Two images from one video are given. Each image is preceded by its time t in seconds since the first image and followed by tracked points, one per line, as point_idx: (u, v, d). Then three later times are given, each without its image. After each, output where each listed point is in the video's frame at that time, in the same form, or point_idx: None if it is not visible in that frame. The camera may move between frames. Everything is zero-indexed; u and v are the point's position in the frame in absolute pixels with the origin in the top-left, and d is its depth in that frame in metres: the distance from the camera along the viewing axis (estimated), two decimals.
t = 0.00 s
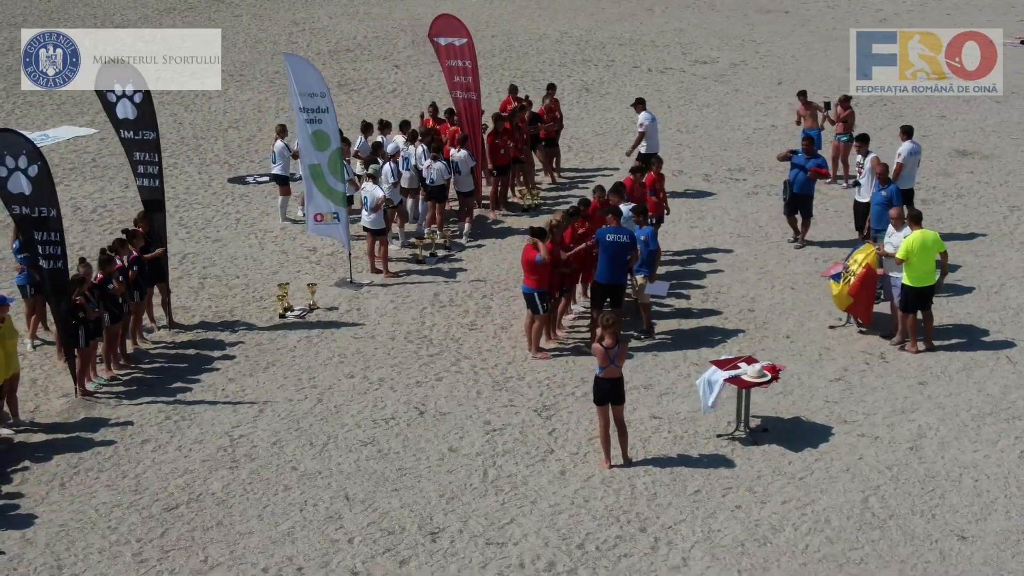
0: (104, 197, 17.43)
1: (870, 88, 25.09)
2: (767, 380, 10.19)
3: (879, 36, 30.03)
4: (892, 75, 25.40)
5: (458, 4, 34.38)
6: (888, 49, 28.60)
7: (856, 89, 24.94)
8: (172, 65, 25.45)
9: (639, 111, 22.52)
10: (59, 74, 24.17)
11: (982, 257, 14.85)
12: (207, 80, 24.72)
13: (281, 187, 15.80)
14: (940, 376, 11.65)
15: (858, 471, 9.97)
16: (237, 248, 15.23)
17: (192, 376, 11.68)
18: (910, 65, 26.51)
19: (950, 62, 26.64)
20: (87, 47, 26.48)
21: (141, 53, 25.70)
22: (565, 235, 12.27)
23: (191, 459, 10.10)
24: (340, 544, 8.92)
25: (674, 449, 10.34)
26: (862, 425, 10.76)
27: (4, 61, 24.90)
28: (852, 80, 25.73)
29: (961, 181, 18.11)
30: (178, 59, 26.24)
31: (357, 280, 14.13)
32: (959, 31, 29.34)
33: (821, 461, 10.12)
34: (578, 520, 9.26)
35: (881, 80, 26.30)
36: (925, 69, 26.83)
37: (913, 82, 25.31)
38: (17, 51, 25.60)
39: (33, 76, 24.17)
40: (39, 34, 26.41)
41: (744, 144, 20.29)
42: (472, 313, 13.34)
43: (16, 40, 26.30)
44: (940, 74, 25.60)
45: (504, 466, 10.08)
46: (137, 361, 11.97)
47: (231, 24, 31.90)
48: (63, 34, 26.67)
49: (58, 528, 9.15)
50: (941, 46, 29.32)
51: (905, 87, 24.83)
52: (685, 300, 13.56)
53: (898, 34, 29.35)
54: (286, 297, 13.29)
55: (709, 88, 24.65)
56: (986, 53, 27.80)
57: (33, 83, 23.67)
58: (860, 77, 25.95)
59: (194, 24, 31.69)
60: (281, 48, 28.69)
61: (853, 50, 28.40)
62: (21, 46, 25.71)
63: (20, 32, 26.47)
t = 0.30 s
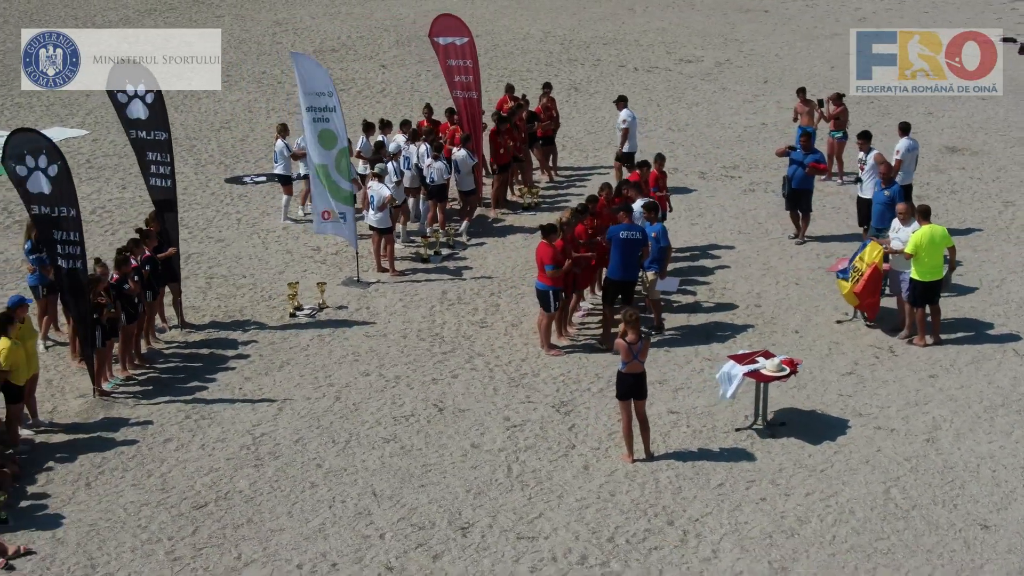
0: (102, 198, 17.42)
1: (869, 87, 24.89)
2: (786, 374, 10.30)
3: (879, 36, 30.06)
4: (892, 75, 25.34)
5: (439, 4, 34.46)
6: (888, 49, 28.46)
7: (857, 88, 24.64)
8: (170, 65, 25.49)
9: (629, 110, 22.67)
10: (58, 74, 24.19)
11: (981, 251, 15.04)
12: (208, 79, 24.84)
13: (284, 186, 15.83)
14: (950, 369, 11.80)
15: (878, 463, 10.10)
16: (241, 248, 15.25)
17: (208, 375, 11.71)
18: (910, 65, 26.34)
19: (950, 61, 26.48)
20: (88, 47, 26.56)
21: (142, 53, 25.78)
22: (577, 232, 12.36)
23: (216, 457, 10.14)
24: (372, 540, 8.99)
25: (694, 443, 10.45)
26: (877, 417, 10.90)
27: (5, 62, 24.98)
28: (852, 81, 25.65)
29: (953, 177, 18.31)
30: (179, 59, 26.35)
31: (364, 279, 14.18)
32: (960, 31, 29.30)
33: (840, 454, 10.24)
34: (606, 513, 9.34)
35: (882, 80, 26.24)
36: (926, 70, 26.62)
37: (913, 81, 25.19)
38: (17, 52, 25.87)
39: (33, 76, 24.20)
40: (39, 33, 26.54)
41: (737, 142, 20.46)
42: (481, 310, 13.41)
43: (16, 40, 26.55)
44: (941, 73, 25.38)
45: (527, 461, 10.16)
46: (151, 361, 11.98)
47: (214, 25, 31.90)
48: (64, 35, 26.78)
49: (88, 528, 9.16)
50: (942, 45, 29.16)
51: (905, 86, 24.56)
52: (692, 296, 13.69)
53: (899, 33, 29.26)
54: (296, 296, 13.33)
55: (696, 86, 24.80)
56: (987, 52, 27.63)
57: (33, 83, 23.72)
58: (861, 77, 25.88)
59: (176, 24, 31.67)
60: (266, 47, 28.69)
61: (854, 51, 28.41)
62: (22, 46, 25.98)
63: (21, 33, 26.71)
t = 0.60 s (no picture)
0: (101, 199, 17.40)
1: (869, 87, 24.68)
2: (806, 368, 10.41)
3: (879, 36, 30.29)
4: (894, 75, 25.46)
5: (421, 4, 34.53)
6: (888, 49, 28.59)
7: (857, 87, 24.39)
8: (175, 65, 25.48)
9: (619, 110, 22.82)
10: (59, 74, 24.26)
11: (979, 246, 15.25)
12: (209, 79, 24.90)
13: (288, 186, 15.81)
14: (961, 362, 11.95)
15: (898, 455, 10.23)
16: (246, 248, 15.26)
17: (225, 374, 11.73)
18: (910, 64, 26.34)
19: (950, 62, 26.67)
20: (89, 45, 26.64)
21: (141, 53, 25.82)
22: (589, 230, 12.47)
23: (241, 455, 10.18)
24: (405, 536, 9.06)
25: (715, 437, 10.56)
26: (892, 410, 11.03)
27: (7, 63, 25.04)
28: (853, 82, 25.58)
29: (946, 174, 18.52)
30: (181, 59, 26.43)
31: (372, 279, 14.23)
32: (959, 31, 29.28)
33: (859, 446, 10.37)
34: (634, 507, 9.43)
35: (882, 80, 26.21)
36: (925, 70, 26.57)
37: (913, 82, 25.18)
38: (17, 51, 25.98)
39: (33, 76, 24.26)
40: (39, 34, 26.64)
41: (729, 140, 20.63)
42: (492, 308, 13.49)
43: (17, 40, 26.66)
44: (940, 74, 25.37)
45: (551, 456, 10.24)
46: (167, 361, 12.00)
47: (197, 26, 31.87)
48: (64, 34, 26.86)
49: (119, 527, 9.17)
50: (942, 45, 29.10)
51: (906, 86, 24.45)
52: (699, 293, 13.81)
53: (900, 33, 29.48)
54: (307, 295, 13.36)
55: (684, 85, 24.97)
56: (986, 52, 27.60)
57: (33, 83, 23.76)
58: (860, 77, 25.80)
59: (159, 25, 31.61)
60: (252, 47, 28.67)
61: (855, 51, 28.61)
62: (21, 46, 26.00)
63: (21, 33, 26.82)
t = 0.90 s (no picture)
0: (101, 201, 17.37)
1: (869, 87, 24.65)
2: (826, 362, 10.51)
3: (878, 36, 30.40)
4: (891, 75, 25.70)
5: (403, 5, 34.55)
6: (889, 51, 28.60)
7: (857, 87, 24.35)
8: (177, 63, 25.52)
9: (611, 109, 22.94)
10: (58, 74, 24.39)
11: (979, 241, 15.43)
12: (208, 80, 24.96)
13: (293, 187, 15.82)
14: (972, 356, 12.11)
15: (917, 447, 10.36)
16: (252, 248, 15.27)
17: (244, 374, 11.76)
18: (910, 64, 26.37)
19: (950, 61, 26.71)
20: (88, 45, 26.73)
21: (141, 53, 25.92)
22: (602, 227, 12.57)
23: (268, 454, 10.22)
24: (438, 532, 9.12)
25: (736, 431, 10.66)
26: (908, 404, 11.17)
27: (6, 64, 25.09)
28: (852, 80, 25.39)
29: (940, 170, 18.71)
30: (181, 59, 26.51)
31: (381, 278, 14.28)
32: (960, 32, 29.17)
33: (879, 439, 10.50)
34: (663, 501, 9.52)
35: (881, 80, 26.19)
36: (925, 71, 26.48)
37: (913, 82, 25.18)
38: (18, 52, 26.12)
39: (33, 76, 24.39)
40: (39, 33, 26.84)
41: (722, 138, 20.77)
42: (502, 306, 13.56)
43: (17, 40, 26.85)
44: (940, 74, 25.35)
45: (576, 452, 10.32)
46: (184, 361, 12.01)
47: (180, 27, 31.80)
48: (64, 33, 26.94)
49: (152, 526, 9.19)
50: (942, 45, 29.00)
51: (905, 86, 24.51)
52: (707, 289, 13.92)
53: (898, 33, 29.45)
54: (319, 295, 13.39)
55: (673, 84, 25.11)
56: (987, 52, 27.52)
57: (33, 83, 23.87)
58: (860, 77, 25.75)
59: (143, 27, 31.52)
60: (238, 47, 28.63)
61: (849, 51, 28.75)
62: (21, 46, 26.15)
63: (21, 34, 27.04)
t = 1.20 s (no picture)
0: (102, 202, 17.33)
1: (869, 87, 24.66)
2: (847, 356, 10.64)
3: (877, 37, 30.43)
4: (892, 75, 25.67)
5: (386, 6, 34.56)
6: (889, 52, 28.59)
7: (856, 87, 24.38)
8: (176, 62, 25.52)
9: (603, 108, 23.04)
10: (58, 74, 24.36)
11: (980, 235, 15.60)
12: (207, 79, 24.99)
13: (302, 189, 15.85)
14: (983, 348, 12.26)
15: (938, 439, 10.50)
16: (258, 248, 15.29)
17: (263, 373, 11.80)
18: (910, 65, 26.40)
19: (951, 62, 26.72)
20: (88, 44, 26.76)
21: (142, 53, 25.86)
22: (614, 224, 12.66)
23: (295, 451, 10.27)
24: (472, 527, 9.19)
25: (758, 425, 10.77)
26: (924, 396, 11.31)
27: (6, 64, 25.09)
28: (852, 80, 25.33)
29: (935, 166, 18.91)
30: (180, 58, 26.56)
31: (391, 277, 14.33)
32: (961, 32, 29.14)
33: (899, 431, 10.63)
34: (692, 494, 9.61)
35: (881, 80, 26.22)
36: (925, 71, 26.51)
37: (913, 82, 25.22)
38: (19, 53, 26.05)
39: (33, 76, 24.36)
40: (39, 33, 26.77)
41: (716, 135, 20.91)
42: (514, 304, 13.63)
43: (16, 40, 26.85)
44: (941, 74, 25.37)
45: (602, 446, 10.40)
46: (203, 361, 12.04)
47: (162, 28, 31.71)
48: (63, 33, 26.97)
49: (187, 524, 9.21)
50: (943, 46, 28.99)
51: (905, 86, 24.52)
52: (716, 285, 14.03)
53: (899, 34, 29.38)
54: (332, 293, 13.44)
55: (662, 82, 25.24)
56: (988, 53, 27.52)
57: (33, 83, 23.84)
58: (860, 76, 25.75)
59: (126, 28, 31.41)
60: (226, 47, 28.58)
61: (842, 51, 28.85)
62: (22, 46, 26.10)
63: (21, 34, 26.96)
